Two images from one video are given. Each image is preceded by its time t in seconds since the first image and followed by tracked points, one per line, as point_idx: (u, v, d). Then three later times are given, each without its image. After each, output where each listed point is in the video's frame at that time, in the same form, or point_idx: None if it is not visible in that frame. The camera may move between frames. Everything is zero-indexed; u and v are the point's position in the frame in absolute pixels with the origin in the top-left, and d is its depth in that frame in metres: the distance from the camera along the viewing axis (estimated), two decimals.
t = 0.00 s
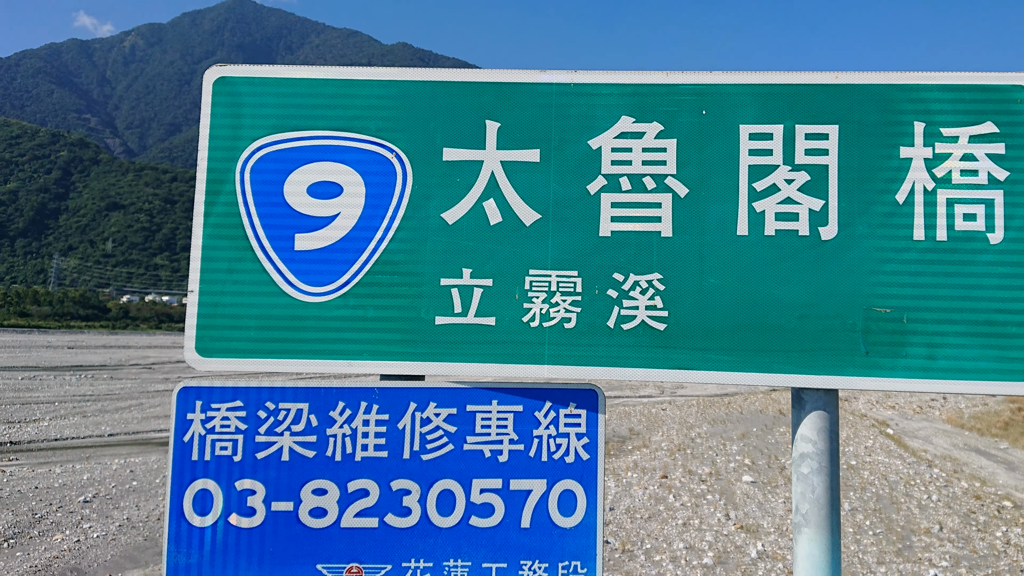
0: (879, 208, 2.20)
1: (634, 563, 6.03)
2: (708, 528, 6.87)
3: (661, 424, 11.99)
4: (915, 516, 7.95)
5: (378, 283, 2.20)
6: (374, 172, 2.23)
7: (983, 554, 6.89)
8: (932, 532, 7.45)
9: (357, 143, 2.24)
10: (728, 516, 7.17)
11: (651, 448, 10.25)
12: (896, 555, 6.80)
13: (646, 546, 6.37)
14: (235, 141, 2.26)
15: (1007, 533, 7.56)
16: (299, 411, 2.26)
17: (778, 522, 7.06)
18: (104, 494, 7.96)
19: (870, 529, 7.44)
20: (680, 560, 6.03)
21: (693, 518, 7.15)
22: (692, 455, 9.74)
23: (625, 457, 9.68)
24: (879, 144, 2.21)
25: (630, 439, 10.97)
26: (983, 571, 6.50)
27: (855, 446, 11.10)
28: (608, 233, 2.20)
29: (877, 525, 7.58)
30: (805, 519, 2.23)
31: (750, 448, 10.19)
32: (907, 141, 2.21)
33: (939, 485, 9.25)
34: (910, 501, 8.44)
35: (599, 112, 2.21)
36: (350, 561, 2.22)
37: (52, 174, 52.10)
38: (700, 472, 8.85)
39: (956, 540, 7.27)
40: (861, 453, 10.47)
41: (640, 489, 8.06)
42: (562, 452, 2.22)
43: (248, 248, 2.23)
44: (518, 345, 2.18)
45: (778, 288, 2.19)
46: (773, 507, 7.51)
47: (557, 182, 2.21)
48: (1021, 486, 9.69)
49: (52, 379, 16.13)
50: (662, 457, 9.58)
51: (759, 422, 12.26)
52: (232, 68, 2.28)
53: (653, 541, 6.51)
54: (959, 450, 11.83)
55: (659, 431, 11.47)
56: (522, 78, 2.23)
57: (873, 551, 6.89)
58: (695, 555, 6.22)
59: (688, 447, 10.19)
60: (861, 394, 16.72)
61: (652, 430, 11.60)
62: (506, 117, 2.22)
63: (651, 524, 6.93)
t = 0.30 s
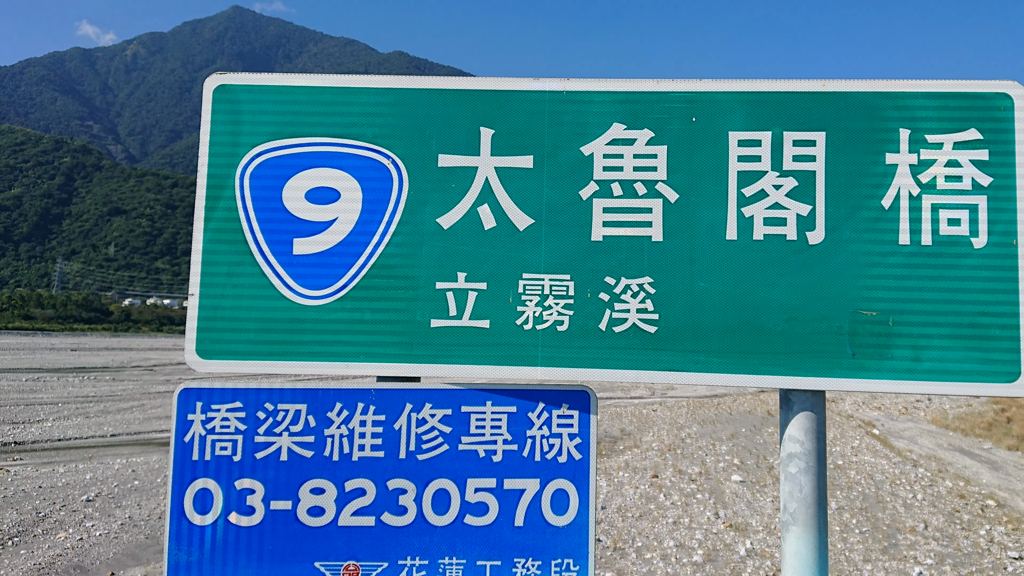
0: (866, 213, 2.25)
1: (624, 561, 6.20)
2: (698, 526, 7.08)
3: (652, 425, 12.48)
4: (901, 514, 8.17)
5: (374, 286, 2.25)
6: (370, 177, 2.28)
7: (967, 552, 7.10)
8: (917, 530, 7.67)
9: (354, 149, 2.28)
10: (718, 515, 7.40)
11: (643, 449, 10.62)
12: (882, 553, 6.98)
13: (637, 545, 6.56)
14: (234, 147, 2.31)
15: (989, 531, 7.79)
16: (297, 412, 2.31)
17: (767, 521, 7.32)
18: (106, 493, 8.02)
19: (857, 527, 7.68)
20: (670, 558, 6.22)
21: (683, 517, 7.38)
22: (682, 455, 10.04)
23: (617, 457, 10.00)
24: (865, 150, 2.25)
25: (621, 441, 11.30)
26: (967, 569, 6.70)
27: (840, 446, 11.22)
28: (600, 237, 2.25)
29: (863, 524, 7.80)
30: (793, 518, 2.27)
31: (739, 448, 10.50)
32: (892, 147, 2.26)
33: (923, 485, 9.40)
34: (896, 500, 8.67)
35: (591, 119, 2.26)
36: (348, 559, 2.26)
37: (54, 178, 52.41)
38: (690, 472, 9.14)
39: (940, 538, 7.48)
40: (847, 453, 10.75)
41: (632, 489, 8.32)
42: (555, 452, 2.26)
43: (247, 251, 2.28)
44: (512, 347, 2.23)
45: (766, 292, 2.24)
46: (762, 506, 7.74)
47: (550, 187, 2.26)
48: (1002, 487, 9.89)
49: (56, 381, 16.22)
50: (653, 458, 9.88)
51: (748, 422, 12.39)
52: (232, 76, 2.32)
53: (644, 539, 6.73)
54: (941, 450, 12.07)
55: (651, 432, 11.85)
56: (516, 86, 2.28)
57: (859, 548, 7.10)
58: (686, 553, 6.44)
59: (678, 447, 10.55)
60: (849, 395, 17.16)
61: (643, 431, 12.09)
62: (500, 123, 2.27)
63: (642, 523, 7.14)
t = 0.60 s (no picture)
0: (853, 218, 2.29)
1: (617, 559, 6.28)
2: (689, 525, 7.19)
3: (642, 425, 12.84)
4: (887, 513, 8.35)
5: (371, 289, 2.30)
6: (367, 183, 2.32)
7: (951, 550, 7.23)
8: (903, 529, 7.81)
9: (351, 155, 2.33)
10: (708, 514, 7.53)
11: (634, 448, 10.84)
12: (869, 551, 7.08)
13: (629, 543, 6.64)
14: (234, 153, 2.36)
15: (973, 529, 7.95)
16: (296, 413, 2.36)
17: (755, 520, 7.45)
18: (109, 492, 8.07)
19: (843, 526, 7.80)
20: (661, 556, 6.30)
21: (674, 515, 7.49)
22: (671, 455, 10.33)
23: (608, 457, 10.18)
24: (851, 157, 2.30)
25: (613, 442, 11.52)
26: (951, 566, 6.81)
27: (828, 446, 11.63)
28: (592, 242, 2.29)
29: (851, 522, 7.93)
30: (781, 516, 2.32)
31: (728, 448, 10.82)
32: (879, 154, 2.30)
33: (910, 484, 9.73)
34: (882, 499, 8.87)
35: (584, 125, 2.31)
36: (345, 557, 2.31)
37: (56, 182, 52.62)
38: (680, 471, 9.33)
39: (925, 536, 7.62)
40: (834, 453, 10.98)
41: (623, 488, 8.43)
42: (548, 452, 2.31)
43: (247, 255, 2.33)
44: (505, 349, 2.28)
45: (756, 295, 2.28)
46: (751, 505, 7.90)
47: (543, 193, 2.31)
48: (986, 484, 10.38)
49: (59, 382, 16.28)
50: (644, 457, 10.08)
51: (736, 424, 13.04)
52: (231, 83, 2.37)
53: (636, 537, 6.82)
54: (926, 450, 12.75)
55: (641, 431, 12.28)
56: (510, 94, 2.33)
57: (847, 547, 7.19)
58: (676, 551, 6.51)
59: (668, 447, 10.82)
60: (836, 397, 17.58)
61: (634, 431, 12.47)
62: (494, 130, 2.32)
63: (634, 521, 7.25)
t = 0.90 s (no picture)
0: (841, 223, 2.34)
1: (609, 556, 6.34)
2: (679, 523, 7.25)
3: (633, 425, 12.94)
4: (874, 512, 8.41)
5: (368, 293, 2.35)
6: (365, 189, 2.37)
7: (936, 548, 7.31)
8: (888, 527, 7.88)
9: (348, 161, 2.38)
10: (698, 512, 7.59)
11: (625, 448, 10.90)
12: (855, 549, 7.12)
13: (621, 541, 6.69)
14: (233, 160, 2.40)
15: (958, 528, 8.04)
16: (294, 414, 2.41)
17: (745, 518, 7.53)
18: (110, 491, 8.11)
19: (831, 524, 7.85)
20: (652, 554, 6.36)
21: (665, 514, 7.56)
22: (662, 455, 10.38)
23: (601, 457, 10.24)
24: (839, 162, 2.35)
25: (605, 442, 11.60)
26: (936, 564, 6.87)
27: (817, 446, 11.74)
28: (585, 246, 2.34)
29: (838, 521, 7.97)
30: (770, 515, 2.36)
31: (718, 449, 10.91)
32: (866, 159, 2.35)
33: (896, 483, 9.77)
34: (869, 498, 8.95)
35: (576, 132, 2.35)
36: (343, 555, 2.36)
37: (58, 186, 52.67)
38: (671, 471, 9.42)
39: (911, 534, 7.68)
40: (822, 453, 11.10)
41: (615, 487, 8.49)
42: (541, 452, 2.35)
43: (246, 259, 2.37)
44: (499, 351, 2.32)
45: (745, 298, 2.33)
46: (741, 504, 7.96)
47: (537, 198, 2.36)
48: (971, 484, 10.40)
49: (60, 383, 16.31)
50: (636, 457, 10.14)
51: (726, 424, 13.18)
52: (231, 91, 2.42)
53: (627, 535, 6.88)
54: (912, 450, 12.83)
55: (633, 432, 12.38)
56: (504, 101, 2.38)
57: (834, 544, 7.25)
58: (667, 548, 6.57)
59: (660, 447, 10.89)
60: (824, 398, 17.74)
61: (627, 431, 12.56)
62: (488, 137, 2.37)
63: (625, 520, 7.31)
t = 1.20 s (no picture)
0: (828, 227, 2.38)
1: (601, 554, 6.38)
2: (670, 522, 7.30)
3: (625, 426, 12.99)
4: (861, 510, 8.47)
5: (365, 296, 2.39)
6: (362, 194, 2.42)
7: (922, 546, 7.36)
8: (875, 526, 7.93)
9: (346, 167, 2.42)
10: (689, 511, 7.64)
11: (617, 448, 10.96)
12: (843, 547, 7.17)
13: (613, 539, 6.74)
14: (233, 165, 2.45)
15: (944, 526, 8.10)
16: (292, 415, 2.45)
17: (735, 517, 7.58)
18: (113, 491, 8.16)
19: (819, 523, 7.90)
20: (644, 552, 6.40)
21: (656, 512, 7.60)
22: (654, 454, 10.43)
23: (594, 457, 10.28)
24: (826, 169, 2.39)
25: (597, 442, 11.66)
26: (923, 562, 6.92)
27: (805, 446, 11.85)
28: (578, 251, 2.39)
29: (825, 520, 8.02)
30: (759, 513, 2.41)
31: (708, 449, 10.99)
32: (853, 165, 2.40)
33: (882, 483, 9.82)
34: (856, 497, 9.00)
35: (569, 138, 2.40)
36: (340, 553, 2.40)
37: (58, 190, 52.65)
38: (662, 471, 9.46)
39: (898, 533, 7.73)
40: (810, 453, 11.19)
41: (607, 487, 8.53)
42: (535, 452, 2.40)
43: (245, 263, 2.42)
44: (494, 353, 2.37)
45: (734, 301, 2.37)
46: (730, 503, 8.03)
47: (530, 202, 2.40)
48: (957, 483, 10.46)
49: (62, 384, 16.36)
50: (628, 457, 10.19)
51: (716, 424, 13.24)
52: (231, 98, 2.47)
53: (619, 534, 6.93)
54: (898, 449, 12.89)
55: (625, 432, 12.46)
56: (498, 108, 2.43)
57: (821, 543, 7.29)
58: (658, 547, 6.61)
59: (651, 447, 10.95)
60: (811, 399, 17.90)
61: (619, 431, 12.63)
62: (483, 143, 2.42)
63: (617, 518, 7.36)
